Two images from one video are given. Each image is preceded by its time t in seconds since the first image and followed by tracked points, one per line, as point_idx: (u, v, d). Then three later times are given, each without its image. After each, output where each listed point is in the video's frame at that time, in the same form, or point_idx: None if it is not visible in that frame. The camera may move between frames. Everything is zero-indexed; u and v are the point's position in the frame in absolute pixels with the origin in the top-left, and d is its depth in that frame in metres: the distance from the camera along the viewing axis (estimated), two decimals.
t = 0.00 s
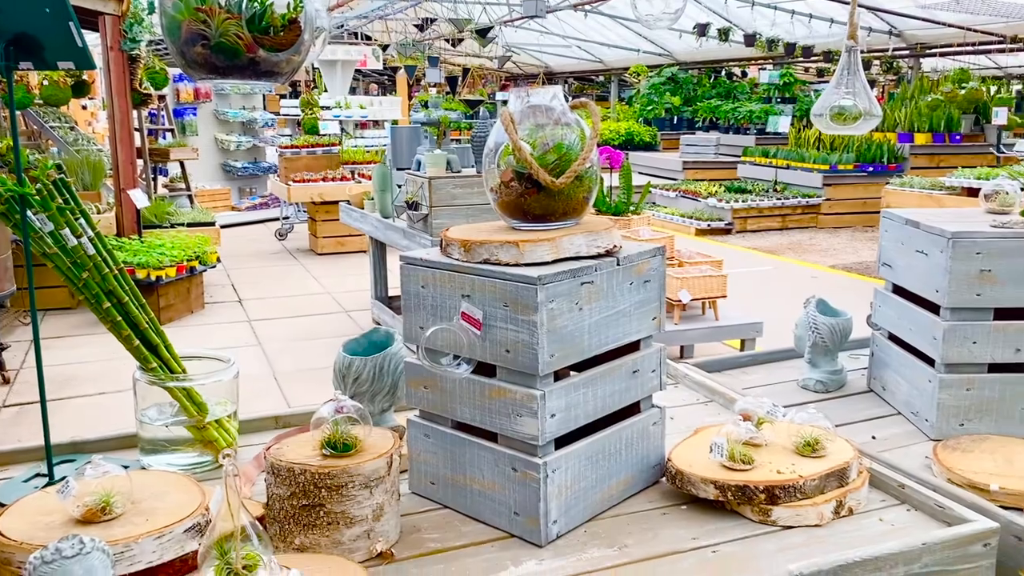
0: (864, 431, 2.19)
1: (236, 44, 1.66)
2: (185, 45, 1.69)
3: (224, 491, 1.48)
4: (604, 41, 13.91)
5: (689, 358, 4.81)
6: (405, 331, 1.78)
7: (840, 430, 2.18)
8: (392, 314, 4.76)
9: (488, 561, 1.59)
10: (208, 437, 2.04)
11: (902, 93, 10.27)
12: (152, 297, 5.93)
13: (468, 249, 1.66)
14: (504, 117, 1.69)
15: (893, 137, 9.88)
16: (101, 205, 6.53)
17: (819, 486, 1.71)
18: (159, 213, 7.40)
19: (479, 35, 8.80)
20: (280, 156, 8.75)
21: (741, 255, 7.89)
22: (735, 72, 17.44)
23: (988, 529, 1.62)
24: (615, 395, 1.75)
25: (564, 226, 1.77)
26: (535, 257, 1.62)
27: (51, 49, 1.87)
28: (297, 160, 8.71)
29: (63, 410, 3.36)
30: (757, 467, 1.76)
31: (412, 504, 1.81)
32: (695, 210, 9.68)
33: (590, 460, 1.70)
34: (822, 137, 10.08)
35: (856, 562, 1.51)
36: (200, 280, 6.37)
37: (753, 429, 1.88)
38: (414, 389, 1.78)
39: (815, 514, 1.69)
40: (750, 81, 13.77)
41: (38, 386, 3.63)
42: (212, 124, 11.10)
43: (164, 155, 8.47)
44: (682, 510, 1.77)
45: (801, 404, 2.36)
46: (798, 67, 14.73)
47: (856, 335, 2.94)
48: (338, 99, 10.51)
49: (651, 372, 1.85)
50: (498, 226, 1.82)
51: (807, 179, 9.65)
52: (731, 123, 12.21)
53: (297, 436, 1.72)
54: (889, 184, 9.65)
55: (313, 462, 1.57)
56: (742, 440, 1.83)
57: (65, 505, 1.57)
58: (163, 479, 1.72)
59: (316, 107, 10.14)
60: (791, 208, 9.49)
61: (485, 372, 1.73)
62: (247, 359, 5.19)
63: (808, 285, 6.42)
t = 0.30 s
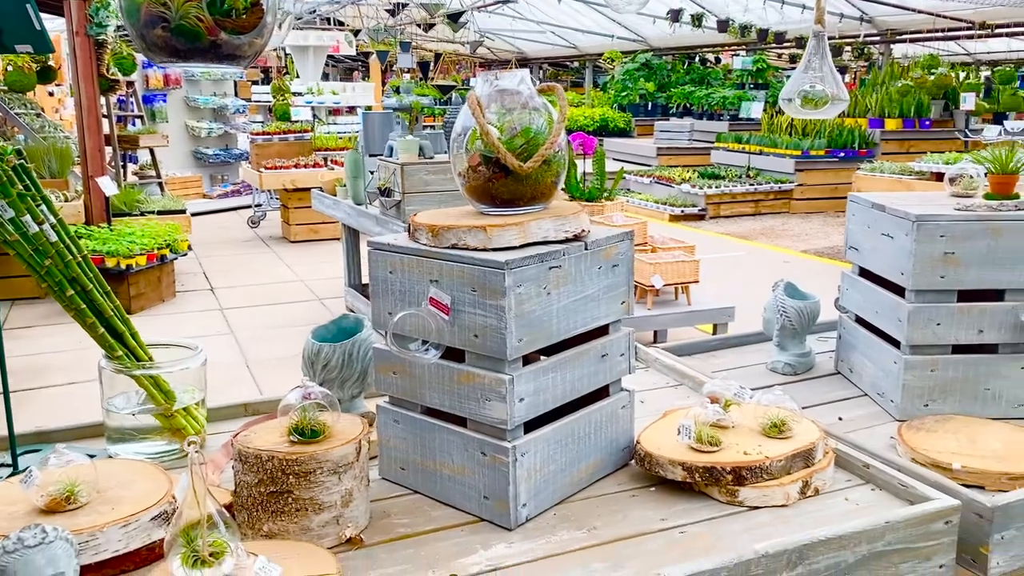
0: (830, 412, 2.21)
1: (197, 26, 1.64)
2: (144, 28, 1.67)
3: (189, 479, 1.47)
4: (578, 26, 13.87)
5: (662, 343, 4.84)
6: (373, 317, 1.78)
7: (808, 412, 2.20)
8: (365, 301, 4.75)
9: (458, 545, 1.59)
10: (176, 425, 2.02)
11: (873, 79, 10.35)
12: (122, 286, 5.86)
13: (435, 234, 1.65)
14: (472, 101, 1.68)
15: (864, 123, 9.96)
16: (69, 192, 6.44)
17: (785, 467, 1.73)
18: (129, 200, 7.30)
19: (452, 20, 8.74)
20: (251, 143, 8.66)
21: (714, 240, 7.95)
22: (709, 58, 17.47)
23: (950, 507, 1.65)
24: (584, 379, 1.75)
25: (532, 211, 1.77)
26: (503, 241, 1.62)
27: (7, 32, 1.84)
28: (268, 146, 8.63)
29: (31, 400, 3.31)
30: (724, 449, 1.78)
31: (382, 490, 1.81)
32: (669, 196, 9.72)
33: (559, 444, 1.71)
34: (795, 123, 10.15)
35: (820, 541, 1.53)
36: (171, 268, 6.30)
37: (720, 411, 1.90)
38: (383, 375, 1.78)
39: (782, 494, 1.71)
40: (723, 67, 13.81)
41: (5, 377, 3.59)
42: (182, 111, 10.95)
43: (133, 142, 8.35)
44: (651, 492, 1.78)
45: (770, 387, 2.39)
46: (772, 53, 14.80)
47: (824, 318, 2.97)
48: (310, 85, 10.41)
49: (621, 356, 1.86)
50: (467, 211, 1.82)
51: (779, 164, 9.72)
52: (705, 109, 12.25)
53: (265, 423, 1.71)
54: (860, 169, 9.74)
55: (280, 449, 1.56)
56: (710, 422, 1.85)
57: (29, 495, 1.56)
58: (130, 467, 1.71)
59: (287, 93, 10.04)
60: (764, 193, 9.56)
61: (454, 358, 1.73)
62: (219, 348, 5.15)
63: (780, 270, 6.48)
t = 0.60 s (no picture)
0: (798, 396, 2.23)
1: (154, 11, 1.62)
2: (100, 13, 1.64)
3: (154, 469, 1.46)
4: (553, 13, 13.82)
5: (638, 329, 4.88)
6: (341, 305, 1.77)
7: (777, 396, 2.22)
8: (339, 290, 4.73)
9: (427, 532, 1.60)
10: (144, 415, 2.00)
11: (847, 65, 10.41)
12: (93, 276, 5.79)
13: (403, 221, 1.64)
14: (438, 88, 1.66)
15: (838, 109, 10.01)
16: (38, 182, 6.34)
17: (752, 451, 1.74)
18: (100, 189, 7.21)
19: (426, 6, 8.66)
20: (224, 131, 8.57)
21: (689, 226, 7.98)
22: (685, 44, 17.48)
23: (914, 488, 1.67)
24: (553, 365, 1.76)
25: (500, 197, 1.76)
26: (470, 229, 1.61)
27: None
28: (242, 134, 8.54)
29: None
30: (692, 433, 1.79)
31: (351, 478, 1.80)
32: (646, 182, 9.74)
33: (528, 430, 1.71)
34: (770, 109, 10.19)
35: (786, 523, 1.55)
36: (143, 258, 6.24)
37: (689, 396, 1.91)
38: (352, 363, 1.77)
39: (749, 477, 1.72)
40: (699, 53, 13.83)
41: None
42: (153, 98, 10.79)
43: (104, 129, 8.24)
44: (620, 477, 1.79)
45: (741, 372, 2.40)
46: (747, 39, 14.83)
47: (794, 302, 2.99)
48: (283, 72, 10.31)
49: (590, 342, 1.86)
50: (435, 198, 1.81)
51: (754, 151, 9.77)
52: (681, 96, 12.27)
53: (232, 413, 1.70)
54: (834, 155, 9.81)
55: (246, 439, 1.56)
56: (679, 407, 1.86)
57: None
58: (95, 459, 1.69)
59: (260, 80, 9.93)
60: (739, 179, 9.60)
61: (423, 345, 1.72)
62: (192, 337, 5.11)
63: (754, 256, 6.52)
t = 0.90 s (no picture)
0: (770, 382, 2.24)
1: None
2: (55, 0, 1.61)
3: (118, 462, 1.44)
4: None
5: (616, 316, 4.92)
6: (310, 295, 1.75)
7: (749, 382, 2.23)
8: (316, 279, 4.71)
9: (397, 522, 1.59)
10: (112, 408, 1.97)
11: (824, 52, 10.45)
12: (67, 268, 5.73)
13: (370, 209, 1.63)
14: (405, 75, 1.65)
15: (815, 95, 10.06)
16: (9, 172, 6.25)
17: (722, 437, 1.75)
18: (73, 179, 7.12)
19: None
20: (199, 119, 8.49)
21: (668, 214, 8.01)
22: (663, 30, 17.46)
23: (881, 472, 1.68)
24: (524, 354, 1.75)
25: (470, 185, 1.75)
26: (438, 217, 1.60)
27: None
28: (217, 122, 8.46)
29: None
30: (664, 420, 1.80)
31: (322, 469, 1.79)
32: (625, 170, 9.76)
33: (499, 419, 1.70)
34: (748, 96, 10.21)
35: (755, 509, 1.56)
36: (118, 249, 6.17)
37: (660, 383, 1.91)
38: (322, 354, 1.75)
39: (719, 463, 1.73)
40: (678, 40, 13.82)
41: None
42: (127, 87, 10.66)
43: (76, 119, 8.13)
44: (591, 464, 1.80)
45: (713, 358, 2.42)
46: (726, 25, 14.84)
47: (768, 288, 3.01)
48: (259, 60, 10.20)
49: (562, 330, 1.85)
50: (404, 186, 1.79)
51: (732, 138, 9.80)
52: (660, 83, 12.28)
53: (199, 405, 1.68)
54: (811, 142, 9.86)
55: (213, 431, 1.54)
56: (650, 394, 1.86)
57: None
58: (59, 452, 1.67)
59: (236, 68, 9.83)
60: (717, 166, 9.64)
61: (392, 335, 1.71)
62: (168, 329, 5.07)
63: (731, 242, 6.56)
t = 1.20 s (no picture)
0: (743, 370, 2.24)
1: None
2: None
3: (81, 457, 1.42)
4: None
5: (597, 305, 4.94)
6: (278, 287, 1.73)
7: (722, 370, 2.23)
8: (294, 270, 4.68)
9: (366, 515, 1.58)
10: (79, 403, 1.94)
11: (805, 39, 10.46)
12: (42, 260, 5.66)
13: (337, 200, 1.61)
14: (371, 62, 1.63)
15: (796, 83, 10.07)
16: None
17: (694, 425, 1.75)
18: (48, 170, 7.03)
19: None
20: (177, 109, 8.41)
21: (649, 202, 8.02)
22: (646, 18, 17.42)
23: (852, 459, 1.68)
24: (495, 344, 1.74)
25: (439, 175, 1.73)
26: (406, 207, 1.58)
27: None
28: (195, 112, 8.38)
29: None
30: (635, 409, 1.79)
31: (292, 462, 1.78)
32: (607, 158, 9.76)
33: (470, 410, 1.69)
34: (729, 84, 10.21)
35: (725, 497, 1.56)
36: (95, 241, 6.11)
37: (633, 372, 1.90)
38: (290, 346, 1.74)
39: (690, 452, 1.73)
40: (660, 27, 13.80)
41: None
42: (104, 77, 10.53)
43: (51, 110, 8.02)
44: (563, 454, 1.79)
45: (688, 347, 2.42)
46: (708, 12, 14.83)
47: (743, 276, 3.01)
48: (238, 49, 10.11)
49: (534, 321, 1.84)
50: (373, 176, 1.77)
51: (714, 126, 9.81)
52: (641, 70, 12.26)
53: (166, 398, 1.66)
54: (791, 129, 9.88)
55: (179, 425, 1.52)
56: (622, 383, 1.86)
57: None
58: (24, 448, 1.65)
59: (213, 58, 9.75)
60: (699, 154, 9.65)
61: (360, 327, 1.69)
62: (146, 321, 5.03)
63: (712, 230, 6.57)
